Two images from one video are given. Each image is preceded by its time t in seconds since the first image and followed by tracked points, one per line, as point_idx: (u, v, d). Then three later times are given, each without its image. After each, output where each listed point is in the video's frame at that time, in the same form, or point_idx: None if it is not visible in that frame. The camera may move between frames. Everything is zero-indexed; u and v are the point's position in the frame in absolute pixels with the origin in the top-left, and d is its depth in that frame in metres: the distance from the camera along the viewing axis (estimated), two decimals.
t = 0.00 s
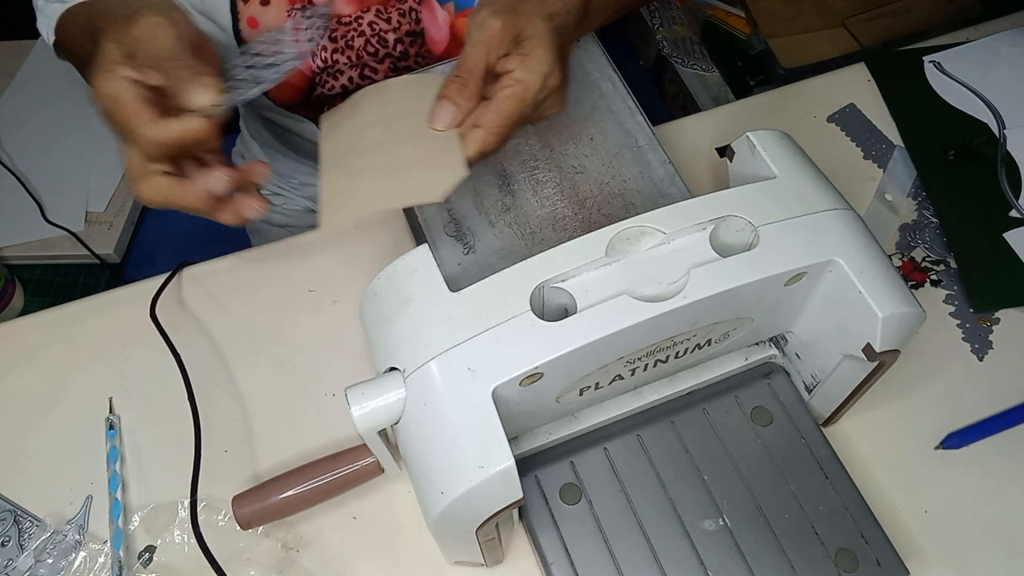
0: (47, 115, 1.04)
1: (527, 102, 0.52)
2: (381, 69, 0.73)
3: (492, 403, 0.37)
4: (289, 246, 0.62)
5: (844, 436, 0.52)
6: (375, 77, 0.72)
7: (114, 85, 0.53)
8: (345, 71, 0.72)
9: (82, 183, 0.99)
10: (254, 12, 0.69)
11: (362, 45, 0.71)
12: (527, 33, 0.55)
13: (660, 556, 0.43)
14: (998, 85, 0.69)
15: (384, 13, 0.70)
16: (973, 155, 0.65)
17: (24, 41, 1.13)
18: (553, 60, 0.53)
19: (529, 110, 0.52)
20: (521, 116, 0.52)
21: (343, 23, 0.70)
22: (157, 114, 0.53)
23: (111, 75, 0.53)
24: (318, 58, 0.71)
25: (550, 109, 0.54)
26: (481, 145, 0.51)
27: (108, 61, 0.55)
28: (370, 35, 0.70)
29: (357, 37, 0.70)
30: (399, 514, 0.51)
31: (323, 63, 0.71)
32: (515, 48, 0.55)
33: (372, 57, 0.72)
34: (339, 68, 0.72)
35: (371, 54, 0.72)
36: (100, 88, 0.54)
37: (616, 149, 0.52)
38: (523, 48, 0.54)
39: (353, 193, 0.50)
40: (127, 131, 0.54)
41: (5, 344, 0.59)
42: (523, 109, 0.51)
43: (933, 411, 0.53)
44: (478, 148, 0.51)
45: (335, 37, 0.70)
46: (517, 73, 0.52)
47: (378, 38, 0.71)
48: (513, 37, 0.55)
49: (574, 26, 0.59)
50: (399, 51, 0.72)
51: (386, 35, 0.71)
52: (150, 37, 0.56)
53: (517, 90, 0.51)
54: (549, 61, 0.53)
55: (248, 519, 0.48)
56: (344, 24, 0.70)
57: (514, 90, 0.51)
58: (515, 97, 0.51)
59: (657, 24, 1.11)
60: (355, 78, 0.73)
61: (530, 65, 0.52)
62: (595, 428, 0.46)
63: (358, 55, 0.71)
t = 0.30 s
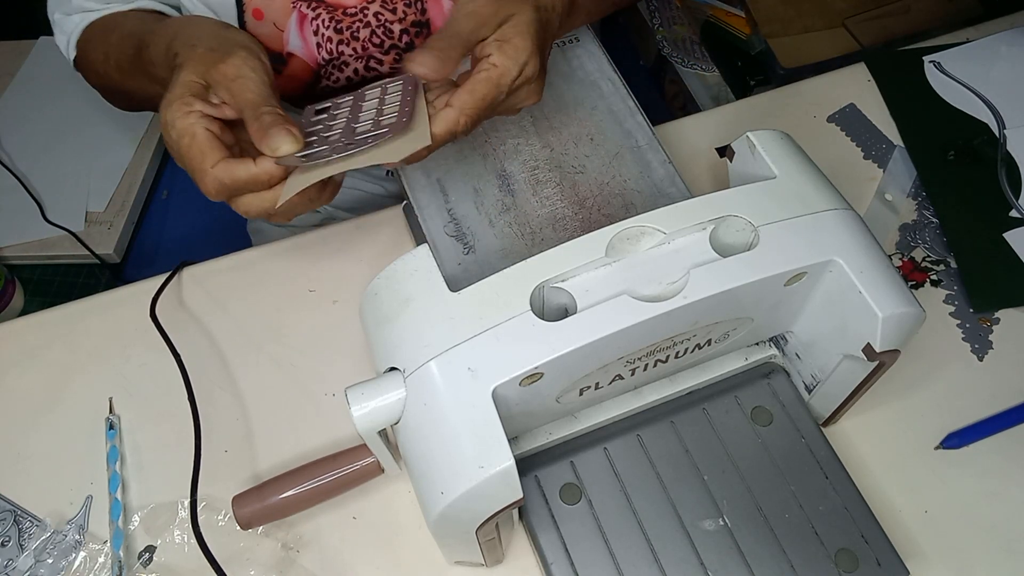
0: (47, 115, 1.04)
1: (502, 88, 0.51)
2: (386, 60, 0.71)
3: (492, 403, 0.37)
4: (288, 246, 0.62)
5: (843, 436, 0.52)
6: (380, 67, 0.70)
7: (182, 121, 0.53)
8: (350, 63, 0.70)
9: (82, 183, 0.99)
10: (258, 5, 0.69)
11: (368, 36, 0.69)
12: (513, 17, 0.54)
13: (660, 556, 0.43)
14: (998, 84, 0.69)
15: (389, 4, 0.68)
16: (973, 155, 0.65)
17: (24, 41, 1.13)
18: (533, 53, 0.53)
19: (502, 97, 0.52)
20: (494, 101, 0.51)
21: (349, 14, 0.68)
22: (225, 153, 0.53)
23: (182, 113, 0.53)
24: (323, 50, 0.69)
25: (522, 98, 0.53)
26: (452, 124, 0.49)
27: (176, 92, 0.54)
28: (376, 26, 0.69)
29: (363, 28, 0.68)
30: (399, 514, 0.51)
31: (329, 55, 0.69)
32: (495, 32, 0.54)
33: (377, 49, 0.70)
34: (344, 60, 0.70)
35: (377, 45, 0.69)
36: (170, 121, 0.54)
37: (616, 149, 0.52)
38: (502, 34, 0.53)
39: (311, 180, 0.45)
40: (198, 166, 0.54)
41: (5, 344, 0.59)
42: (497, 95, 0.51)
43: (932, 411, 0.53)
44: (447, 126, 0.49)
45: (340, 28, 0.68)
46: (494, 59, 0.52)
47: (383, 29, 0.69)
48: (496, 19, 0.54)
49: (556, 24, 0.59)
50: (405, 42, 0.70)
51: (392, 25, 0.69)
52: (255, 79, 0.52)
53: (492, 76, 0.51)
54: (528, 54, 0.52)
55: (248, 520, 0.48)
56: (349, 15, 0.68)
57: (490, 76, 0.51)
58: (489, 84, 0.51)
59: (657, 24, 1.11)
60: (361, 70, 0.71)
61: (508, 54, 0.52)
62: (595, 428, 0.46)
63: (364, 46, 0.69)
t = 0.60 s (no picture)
0: (46, 115, 1.04)
1: (518, 96, 0.52)
2: (386, 60, 0.71)
3: (492, 404, 0.37)
4: (288, 246, 0.62)
5: (844, 436, 0.52)
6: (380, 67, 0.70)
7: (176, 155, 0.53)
8: (349, 63, 0.70)
9: (82, 183, 0.99)
10: (258, 3, 0.68)
11: (368, 36, 0.69)
12: (514, 31, 0.56)
13: (660, 556, 0.43)
14: (998, 84, 0.69)
15: (389, 4, 0.68)
16: (973, 155, 0.65)
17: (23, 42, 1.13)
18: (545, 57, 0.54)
19: (519, 104, 0.52)
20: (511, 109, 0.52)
21: (349, 14, 0.68)
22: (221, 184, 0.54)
23: (176, 145, 0.53)
24: (322, 50, 0.69)
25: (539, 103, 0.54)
26: (469, 136, 0.49)
27: (163, 125, 0.53)
28: (375, 26, 0.69)
29: (362, 27, 0.68)
30: (399, 513, 0.51)
31: (329, 54, 0.69)
32: (500, 44, 0.55)
33: (377, 49, 0.70)
34: (344, 60, 0.70)
35: (377, 45, 0.70)
36: (163, 155, 0.53)
37: (616, 149, 0.52)
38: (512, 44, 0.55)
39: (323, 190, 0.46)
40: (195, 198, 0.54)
41: (5, 344, 0.59)
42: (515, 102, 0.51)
43: (932, 411, 0.53)
44: (465, 139, 0.49)
45: (340, 27, 0.68)
46: (508, 69, 0.53)
47: (383, 29, 0.69)
48: (494, 34, 0.56)
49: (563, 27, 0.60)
50: (404, 42, 0.70)
51: (392, 25, 0.69)
52: (251, 97, 0.52)
53: (508, 83, 0.52)
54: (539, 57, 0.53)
55: (247, 519, 0.48)
56: (349, 15, 0.68)
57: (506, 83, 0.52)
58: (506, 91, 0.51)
59: (657, 24, 1.11)
60: (360, 70, 0.71)
61: (521, 62, 0.53)
62: (595, 428, 0.46)
63: (363, 46, 0.69)
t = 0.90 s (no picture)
0: (46, 115, 1.04)
1: (523, 90, 0.52)
2: (387, 61, 0.71)
3: (493, 404, 0.37)
4: (288, 247, 0.62)
5: (843, 436, 0.52)
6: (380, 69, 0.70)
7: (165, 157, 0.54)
8: (350, 64, 0.70)
9: (82, 183, 0.99)
10: (259, 5, 0.67)
11: (369, 37, 0.69)
12: (515, 28, 0.55)
13: (660, 556, 0.43)
14: (998, 85, 0.69)
15: (389, 5, 0.68)
16: (973, 155, 0.65)
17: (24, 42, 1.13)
18: (547, 50, 0.54)
19: (523, 99, 0.52)
20: (516, 104, 0.52)
21: (349, 16, 0.68)
22: (210, 190, 0.55)
23: (166, 148, 0.54)
24: (323, 51, 0.69)
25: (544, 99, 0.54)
26: (475, 131, 0.50)
27: (149, 128, 0.54)
28: (376, 28, 0.69)
29: (363, 29, 0.68)
30: (399, 513, 0.51)
31: (330, 56, 0.69)
32: (501, 41, 0.55)
33: (377, 50, 0.70)
34: (345, 61, 0.70)
35: (377, 46, 0.70)
36: (152, 157, 0.55)
37: (616, 149, 0.52)
38: (512, 39, 0.55)
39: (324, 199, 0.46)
40: (181, 203, 0.56)
41: (5, 344, 0.59)
42: (519, 96, 0.52)
43: (932, 411, 0.53)
44: (470, 134, 0.50)
45: (341, 29, 0.68)
46: (511, 63, 0.53)
47: (384, 30, 0.69)
48: (495, 32, 0.55)
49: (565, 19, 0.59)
50: (405, 43, 0.70)
51: (392, 26, 0.69)
52: (243, 101, 0.52)
53: (512, 78, 0.52)
54: (541, 50, 0.53)
55: (247, 520, 0.48)
56: (350, 17, 0.68)
57: (508, 78, 0.52)
58: (511, 85, 0.52)
59: (657, 24, 1.11)
60: (361, 71, 0.71)
61: (524, 56, 0.53)
62: (595, 428, 0.46)
63: (364, 47, 0.69)
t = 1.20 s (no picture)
0: (46, 115, 1.04)
1: (508, 87, 0.51)
2: (386, 66, 0.71)
3: (492, 403, 0.37)
4: (288, 247, 0.62)
5: (843, 436, 0.52)
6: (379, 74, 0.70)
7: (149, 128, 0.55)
8: (349, 69, 0.70)
9: (82, 183, 0.99)
10: (258, 10, 0.68)
11: (367, 42, 0.69)
12: (506, 27, 0.56)
13: (660, 556, 0.43)
14: (999, 85, 0.69)
15: (389, 10, 0.68)
16: (973, 155, 0.65)
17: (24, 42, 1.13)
18: (535, 49, 0.53)
19: (508, 97, 0.52)
20: (501, 101, 0.52)
21: (348, 20, 0.68)
22: (190, 162, 0.55)
23: (151, 120, 0.55)
24: (323, 56, 0.69)
25: (529, 97, 0.53)
26: (457, 126, 0.50)
27: (137, 101, 0.55)
28: (375, 32, 0.68)
29: (362, 34, 0.68)
30: (399, 513, 0.51)
31: (329, 60, 0.69)
32: (491, 40, 0.55)
33: (377, 54, 0.70)
34: (344, 66, 0.70)
35: (376, 51, 0.70)
36: (136, 129, 0.55)
37: (616, 149, 0.52)
38: (502, 38, 0.55)
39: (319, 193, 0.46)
40: (161, 174, 0.56)
41: (5, 344, 0.59)
42: (504, 93, 0.51)
43: (932, 411, 0.53)
44: (453, 128, 0.50)
45: (340, 33, 0.68)
46: (498, 60, 0.53)
47: (383, 35, 0.69)
48: (486, 30, 0.56)
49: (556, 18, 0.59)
50: (404, 48, 0.70)
51: (391, 31, 0.69)
52: (232, 80, 0.53)
53: (498, 74, 0.51)
54: (530, 49, 0.53)
55: (247, 519, 0.48)
56: (349, 21, 0.68)
57: (495, 74, 0.52)
58: (496, 81, 0.51)
59: (657, 24, 1.11)
60: (360, 76, 0.71)
61: (510, 54, 0.53)
62: (595, 429, 0.46)
63: (363, 51, 0.69)
